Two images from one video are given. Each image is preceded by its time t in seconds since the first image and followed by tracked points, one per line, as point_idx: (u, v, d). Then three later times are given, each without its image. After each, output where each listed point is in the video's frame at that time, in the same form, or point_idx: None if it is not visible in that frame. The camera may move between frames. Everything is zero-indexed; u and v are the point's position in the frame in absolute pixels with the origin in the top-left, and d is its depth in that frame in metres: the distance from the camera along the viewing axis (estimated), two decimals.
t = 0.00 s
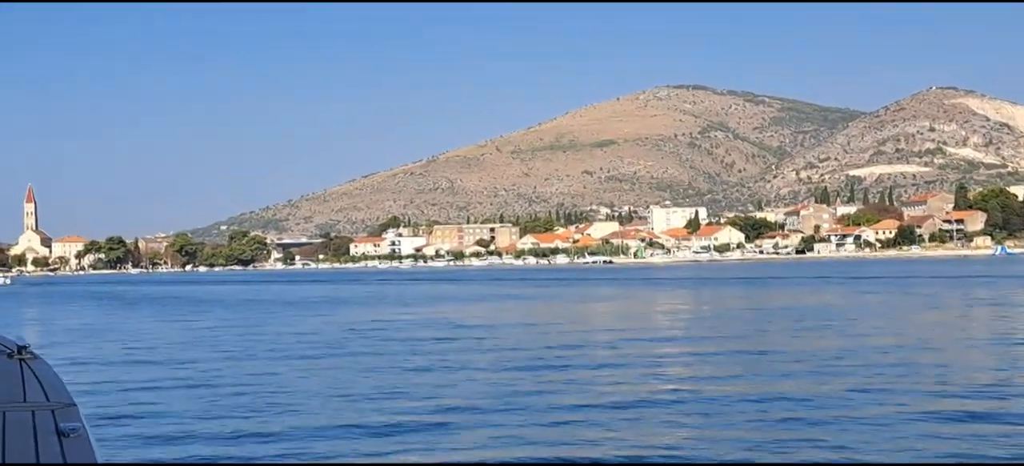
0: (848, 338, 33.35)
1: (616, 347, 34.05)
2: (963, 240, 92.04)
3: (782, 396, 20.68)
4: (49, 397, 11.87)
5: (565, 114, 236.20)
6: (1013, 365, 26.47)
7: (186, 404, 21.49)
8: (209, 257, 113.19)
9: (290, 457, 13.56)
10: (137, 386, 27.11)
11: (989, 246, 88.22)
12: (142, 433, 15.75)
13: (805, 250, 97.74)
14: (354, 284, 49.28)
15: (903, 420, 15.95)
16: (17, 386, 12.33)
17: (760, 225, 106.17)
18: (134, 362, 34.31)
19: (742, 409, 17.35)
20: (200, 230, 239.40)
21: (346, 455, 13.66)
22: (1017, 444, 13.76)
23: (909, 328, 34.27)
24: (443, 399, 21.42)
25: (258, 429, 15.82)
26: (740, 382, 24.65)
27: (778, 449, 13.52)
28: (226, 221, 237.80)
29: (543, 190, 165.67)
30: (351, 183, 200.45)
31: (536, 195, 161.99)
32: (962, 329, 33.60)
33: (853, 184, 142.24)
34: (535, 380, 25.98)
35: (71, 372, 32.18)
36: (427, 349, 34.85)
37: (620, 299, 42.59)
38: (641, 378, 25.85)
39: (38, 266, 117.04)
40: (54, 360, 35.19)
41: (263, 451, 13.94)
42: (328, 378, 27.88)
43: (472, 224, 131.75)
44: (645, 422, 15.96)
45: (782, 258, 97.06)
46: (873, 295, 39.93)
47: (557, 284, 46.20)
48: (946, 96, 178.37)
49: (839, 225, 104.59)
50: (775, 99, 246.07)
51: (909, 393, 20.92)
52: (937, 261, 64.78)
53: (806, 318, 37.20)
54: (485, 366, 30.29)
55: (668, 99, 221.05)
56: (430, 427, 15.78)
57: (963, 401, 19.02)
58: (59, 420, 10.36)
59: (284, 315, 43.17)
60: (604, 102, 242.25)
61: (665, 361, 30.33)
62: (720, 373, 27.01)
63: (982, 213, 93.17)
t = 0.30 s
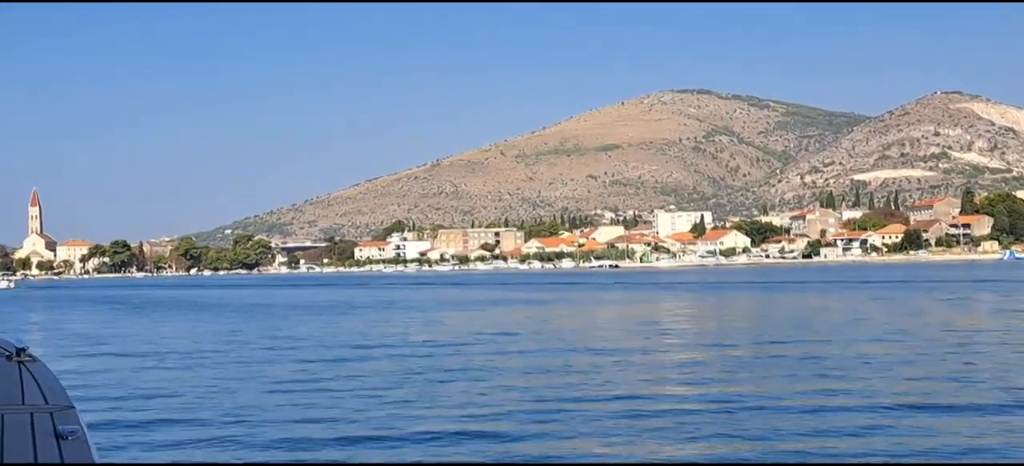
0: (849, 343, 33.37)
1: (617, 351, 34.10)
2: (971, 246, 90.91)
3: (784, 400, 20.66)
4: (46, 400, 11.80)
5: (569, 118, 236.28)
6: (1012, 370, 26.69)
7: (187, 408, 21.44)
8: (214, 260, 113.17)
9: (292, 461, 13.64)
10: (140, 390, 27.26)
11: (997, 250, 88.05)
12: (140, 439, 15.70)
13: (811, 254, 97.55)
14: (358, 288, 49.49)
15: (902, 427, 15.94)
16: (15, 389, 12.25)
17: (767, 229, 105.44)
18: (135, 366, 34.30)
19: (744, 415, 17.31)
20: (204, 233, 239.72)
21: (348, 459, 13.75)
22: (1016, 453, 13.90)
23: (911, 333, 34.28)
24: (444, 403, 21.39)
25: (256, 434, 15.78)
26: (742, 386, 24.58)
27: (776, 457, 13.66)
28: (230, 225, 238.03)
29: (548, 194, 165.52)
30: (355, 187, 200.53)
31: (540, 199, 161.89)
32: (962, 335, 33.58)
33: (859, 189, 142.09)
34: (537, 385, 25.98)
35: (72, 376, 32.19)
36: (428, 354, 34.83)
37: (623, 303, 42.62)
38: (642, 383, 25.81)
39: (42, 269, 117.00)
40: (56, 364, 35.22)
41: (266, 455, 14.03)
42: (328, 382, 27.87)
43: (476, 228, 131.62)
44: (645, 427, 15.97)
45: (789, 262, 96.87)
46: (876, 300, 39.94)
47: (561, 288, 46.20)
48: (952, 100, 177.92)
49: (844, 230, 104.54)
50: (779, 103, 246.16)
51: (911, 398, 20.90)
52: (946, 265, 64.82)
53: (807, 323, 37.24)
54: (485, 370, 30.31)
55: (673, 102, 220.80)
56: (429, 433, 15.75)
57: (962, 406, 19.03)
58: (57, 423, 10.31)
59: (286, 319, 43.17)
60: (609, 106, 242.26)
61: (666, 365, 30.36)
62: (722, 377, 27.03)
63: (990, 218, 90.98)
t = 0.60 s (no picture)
0: (862, 349, 32.92)
1: (627, 356, 33.64)
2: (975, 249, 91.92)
3: (805, 408, 20.07)
4: (43, 401, 11.17)
5: (572, 123, 236.39)
6: None
7: (190, 415, 20.88)
8: (218, 265, 113.46)
9: None
10: (141, 396, 26.70)
11: (1003, 254, 87.99)
12: (140, 451, 15.13)
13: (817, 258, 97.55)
14: (362, 294, 49.04)
15: (932, 436, 15.34)
16: (9, 391, 11.62)
17: (771, 232, 106.37)
18: (136, 372, 33.78)
19: (768, 422, 16.72)
20: (208, 238, 239.78)
21: None
22: None
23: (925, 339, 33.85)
24: (454, 409, 20.84)
25: (261, 444, 15.20)
26: (758, 392, 24.05)
27: None
28: (233, 229, 237.94)
29: (551, 198, 165.56)
30: (358, 192, 200.53)
31: (544, 203, 161.81)
32: (978, 340, 33.11)
33: (862, 193, 142.16)
34: (547, 391, 25.47)
35: (72, 382, 31.66)
36: (435, 360, 34.31)
37: (631, 309, 42.19)
38: (655, 389, 25.28)
39: (47, 274, 117.20)
40: (55, 369, 34.72)
41: None
42: (334, 388, 27.31)
43: (479, 232, 131.95)
44: (668, 437, 15.39)
45: (795, 266, 96.98)
46: (889, 305, 39.53)
47: (570, 294, 45.76)
48: (955, 104, 177.98)
49: (850, 234, 104.49)
50: (783, 107, 246.19)
51: (935, 405, 20.36)
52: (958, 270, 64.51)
53: (819, 329, 36.80)
54: (494, 376, 29.79)
55: (676, 107, 220.81)
56: (441, 443, 15.13)
57: (993, 413, 18.42)
58: (54, 426, 9.65)
59: (290, 325, 42.67)
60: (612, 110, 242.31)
61: (678, 372, 29.84)
62: (737, 382, 26.52)
63: (994, 221, 93.02)
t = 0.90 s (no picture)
0: (859, 351, 33.30)
1: (625, 358, 34.03)
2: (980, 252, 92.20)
3: (795, 407, 20.49)
4: (40, 410, 11.63)
5: (577, 126, 236.56)
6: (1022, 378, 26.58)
7: (191, 416, 21.31)
8: (221, 269, 113.28)
9: None
10: (144, 399, 27.17)
11: (1009, 258, 88.05)
12: (145, 451, 15.58)
13: (822, 262, 97.71)
14: (367, 296, 49.51)
15: (918, 436, 15.72)
16: (10, 401, 12.02)
17: (776, 237, 106.68)
18: (137, 375, 34.18)
19: (756, 423, 17.13)
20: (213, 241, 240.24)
21: None
22: None
23: (919, 341, 34.25)
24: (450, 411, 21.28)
25: (255, 446, 15.64)
26: (750, 394, 24.47)
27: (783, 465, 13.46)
28: (236, 232, 238.26)
29: (555, 202, 165.40)
30: (363, 195, 200.77)
31: (548, 207, 161.72)
32: (971, 343, 33.53)
33: (866, 197, 142.17)
34: (547, 392, 25.93)
35: (74, 384, 32.07)
36: (434, 362, 34.70)
37: (632, 311, 42.64)
38: (650, 390, 25.69)
39: (50, 278, 117.09)
40: (58, 373, 35.10)
41: None
42: (333, 391, 27.72)
43: (484, 236, 131.66)
44: (655, 437, 15.81)
45: (800, 269, 97.10)
46: (885, 308, 39.95)
47: (571, 296, 46.11)
48: (958, 108, 177.78)
49: (854, 238, 104.62)
50: (787, 110, 246.34)
51: (921, 405, 20.79)
52: (963, 274, 64.65)
53: (815, 331, 37.19)
54: (492, 378, 30.18)
55: (679, 110, 220.62)
56: (434, 444, 15.58)
57: (977, 413, 18.85)
58: (52, 435, 10.09)
59: (291, 328, 43.05)
60: (616, 113, 242.43)
61: (674, 373, 30.24)
62: (732, 385, 26.92)
63: (1000, 225, 92.89)
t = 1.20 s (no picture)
0: (872, 356, 32.85)
1: (633, 364, 33.51)
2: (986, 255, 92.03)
3: (810, 415, 19.90)
4: (43, 417, 10.51)
5: (580, 130, 236.57)
6: None
7: (197, 424, 20.71)
8: (225, 272, 113.03)
9: None
10: (149, 405, 26.68)
11: (1017, 260, 88.11)
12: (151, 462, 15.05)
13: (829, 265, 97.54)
14: (373, 301, 49.08)
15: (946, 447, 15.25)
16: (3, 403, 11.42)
17: (782, 240, 106.49)
18: (137, 380, 33.56)
19: (774, 431, 16.56)
20: (216, 245, 240.14)
21: None
22: None
23: (932, 347, 33.77)
24: (462, 420, 20.70)
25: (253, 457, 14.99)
26: (768, 400, 23.86)
27: None
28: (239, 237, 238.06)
29: (559, 205, 165.46)
30: (366, 198, 200.77)
31: (552, 210, 161.82)
32: (982, 349, 33.05)
33: (871, 199, 142.32)
34: (559, 398, 25.45)
35: (75, 391, 31.36)
36: (439, 368, 34.13)
37: (640, 316, 42.22)
38: (660, 397, 25.10)
39: (54, 281, 116.69)
40: (57, 378, 34.47)
41: None
42: (335, 397, 27.08)
43: (487, 239, 131.58)
44: (670, 449, 15.19)
45: (807, 273, 97.07)
46: (894, 313, 39.49)
47: (578, 302, 45.58)
48: (962, 110, 177.69)
49: (860, 240, 104.47)
50: (790, 114, 246.31)
51: (942, 412, 20.25)
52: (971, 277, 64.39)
53: (828, 337, 36.64)
54: (499, 384, 29.59)
55: (683, 114, 220.46)
56: (450, 454, 15.06)
57: (999, 421, 18.32)
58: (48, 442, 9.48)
59: (294, 334, 42.45)
60: (620, 117, 242.39)
61: (684, 379, 29.69)
62: (743, 390, 26.39)
63: (1007, 228, 92.70)
